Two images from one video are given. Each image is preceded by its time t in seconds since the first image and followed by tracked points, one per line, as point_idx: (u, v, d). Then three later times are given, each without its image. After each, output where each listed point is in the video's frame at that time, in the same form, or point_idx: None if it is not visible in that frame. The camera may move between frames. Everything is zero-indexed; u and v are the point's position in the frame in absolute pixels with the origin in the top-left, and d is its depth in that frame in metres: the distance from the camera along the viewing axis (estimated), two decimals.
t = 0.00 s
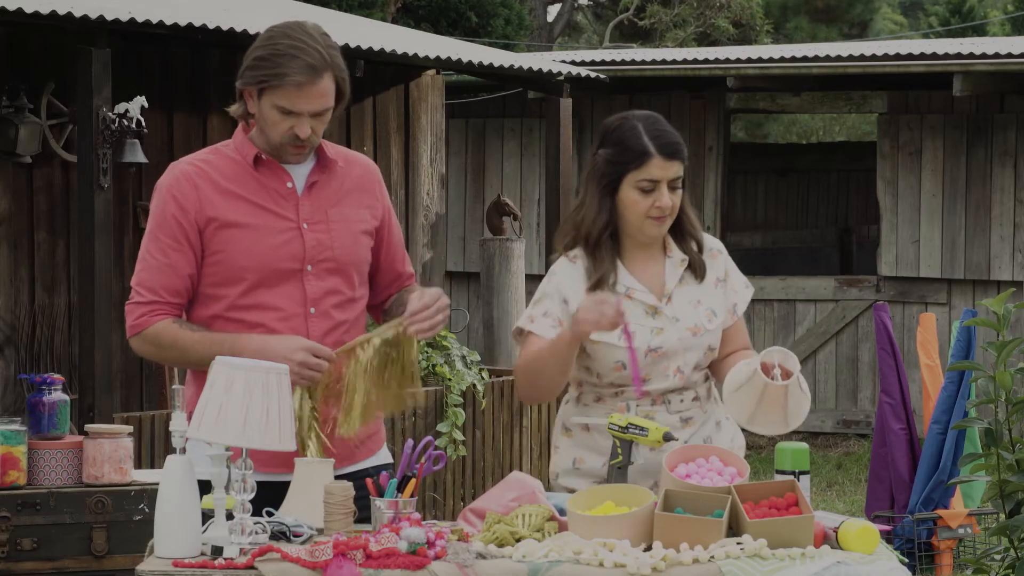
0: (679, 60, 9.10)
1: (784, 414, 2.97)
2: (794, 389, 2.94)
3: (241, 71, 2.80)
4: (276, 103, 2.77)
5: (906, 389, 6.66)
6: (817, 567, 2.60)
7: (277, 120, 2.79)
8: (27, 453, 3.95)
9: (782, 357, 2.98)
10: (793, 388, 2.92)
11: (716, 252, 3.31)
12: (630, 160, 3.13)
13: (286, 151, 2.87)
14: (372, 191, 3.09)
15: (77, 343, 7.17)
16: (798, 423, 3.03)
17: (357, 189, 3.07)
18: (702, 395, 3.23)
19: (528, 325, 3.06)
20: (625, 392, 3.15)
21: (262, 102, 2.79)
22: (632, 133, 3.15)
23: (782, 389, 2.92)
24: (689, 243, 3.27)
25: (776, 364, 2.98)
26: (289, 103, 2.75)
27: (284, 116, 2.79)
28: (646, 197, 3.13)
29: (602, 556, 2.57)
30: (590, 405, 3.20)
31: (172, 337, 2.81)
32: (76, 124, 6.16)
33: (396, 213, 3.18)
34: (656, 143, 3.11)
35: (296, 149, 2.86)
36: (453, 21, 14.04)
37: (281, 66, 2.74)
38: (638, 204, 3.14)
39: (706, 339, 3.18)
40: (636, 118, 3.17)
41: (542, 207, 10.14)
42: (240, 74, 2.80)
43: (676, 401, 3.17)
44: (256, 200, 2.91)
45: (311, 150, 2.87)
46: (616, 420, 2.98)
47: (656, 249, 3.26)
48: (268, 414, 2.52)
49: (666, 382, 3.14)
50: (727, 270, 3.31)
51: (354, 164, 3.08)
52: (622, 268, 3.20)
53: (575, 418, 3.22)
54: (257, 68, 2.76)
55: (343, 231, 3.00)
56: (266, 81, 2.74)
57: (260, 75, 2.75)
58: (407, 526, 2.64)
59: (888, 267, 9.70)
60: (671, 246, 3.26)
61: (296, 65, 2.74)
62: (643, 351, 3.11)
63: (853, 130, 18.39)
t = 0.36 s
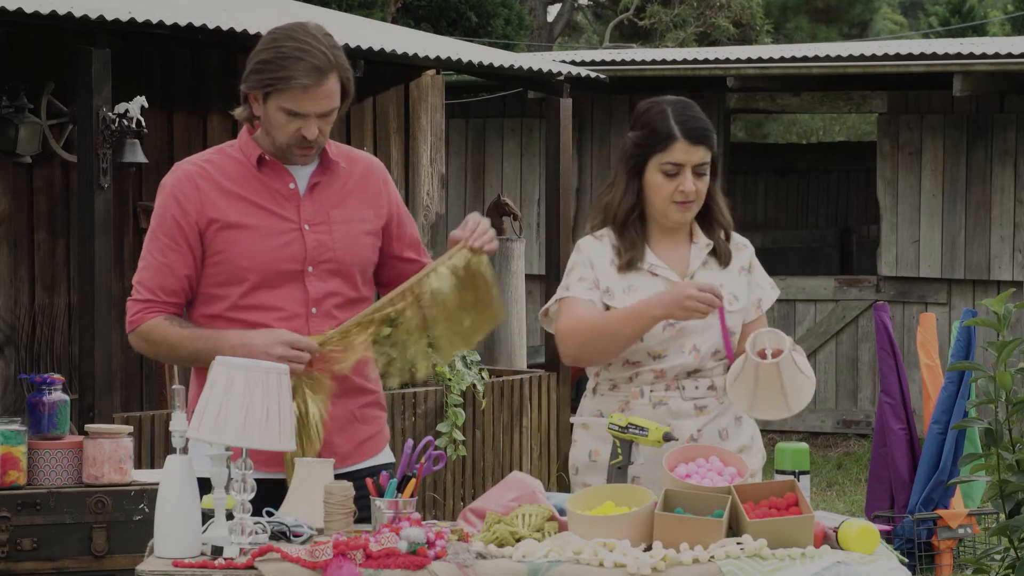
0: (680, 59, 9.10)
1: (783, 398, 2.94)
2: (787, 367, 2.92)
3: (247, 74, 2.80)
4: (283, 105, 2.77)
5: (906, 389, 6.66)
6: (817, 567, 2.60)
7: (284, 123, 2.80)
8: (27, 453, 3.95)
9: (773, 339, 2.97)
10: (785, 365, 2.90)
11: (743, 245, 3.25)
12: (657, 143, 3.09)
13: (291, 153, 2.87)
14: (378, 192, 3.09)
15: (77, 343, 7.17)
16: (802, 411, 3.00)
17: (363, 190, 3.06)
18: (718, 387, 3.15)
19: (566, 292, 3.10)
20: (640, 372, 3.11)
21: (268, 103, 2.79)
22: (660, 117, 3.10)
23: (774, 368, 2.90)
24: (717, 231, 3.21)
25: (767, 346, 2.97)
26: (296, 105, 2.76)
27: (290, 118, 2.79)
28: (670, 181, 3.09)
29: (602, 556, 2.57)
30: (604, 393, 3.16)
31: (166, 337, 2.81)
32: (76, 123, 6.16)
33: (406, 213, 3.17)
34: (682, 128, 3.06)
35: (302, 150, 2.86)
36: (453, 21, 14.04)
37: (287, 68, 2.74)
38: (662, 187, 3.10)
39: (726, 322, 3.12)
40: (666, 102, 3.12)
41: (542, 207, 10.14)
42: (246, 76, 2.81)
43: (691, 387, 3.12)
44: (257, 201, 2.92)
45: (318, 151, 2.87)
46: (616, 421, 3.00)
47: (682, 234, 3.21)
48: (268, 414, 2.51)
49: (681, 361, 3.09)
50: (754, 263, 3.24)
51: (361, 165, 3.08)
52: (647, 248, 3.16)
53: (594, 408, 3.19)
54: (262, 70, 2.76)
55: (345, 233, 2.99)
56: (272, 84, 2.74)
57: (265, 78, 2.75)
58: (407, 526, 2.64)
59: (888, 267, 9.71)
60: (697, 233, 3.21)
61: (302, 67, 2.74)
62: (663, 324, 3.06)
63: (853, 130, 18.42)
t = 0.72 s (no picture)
0: (679, 60, 9.10)
1: (776, 391, 2.93)
2: (782, 360, 2.88)
3: (234, 80, 2.80)
4: (268, 109, 2.77)
5: (906, 389, 6.66)
6: (818, 567, 2.60)
7: (271, 127, 2.79)
8: (27, 452, 3.95)
9: (770, 332, 2.93)
10: (778, 357, 2.86)
11: (753, 246, 3.22)
12: (666, 143, 3.06)
13: (280, 156, 2.86)
14: (373, 192, 3.07)
15: (77, 343, 7.18)
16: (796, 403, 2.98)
17: (358, 190, 3.05)
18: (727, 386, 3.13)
19: (580, 289, 3.06)
20: (650, 371, 3.08)
21: (255, 108, 2.79)
22: (670, 118, 3.07)
23: (767, 360, 2.87)
24: (729, 231, 3.18)
25: (763, 339, 2.93)
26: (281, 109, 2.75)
27: (276, 122, 2.78)
28: (680, 183, 3.05)
29: (602, 556, 2.57)
30: (614, 391, 3.15)
31: (157, 341, 2.81)
32: (75, 123, 6.16)
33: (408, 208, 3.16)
34: (692, 130, 3.03)
35: (291, 153, 2.85)
36: (453, 21, 14.05)
37: (271, 73, 2.73)
38: (672, 189, 3.06)
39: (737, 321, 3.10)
40: (677, 103, 3.09)
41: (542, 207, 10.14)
42: (233, 83, 2.80)
43: (701, 386, 3.10)
44: (247, 204, 2.92)
45: (307, 154, 2.86)
46: (616, 421, 3.00)
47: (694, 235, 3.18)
48: (268, 414, 2.52)
49: (692, 358, 3.07)
50: (764, 264, 3.22)
51: (357, 164, 3.06)
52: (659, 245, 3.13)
53: (604, 408, 3.17)
54: (247, 77, 2.76)
55: (337, 234, 2.99)
56: (256, 88, 2.74)
57: (250, 84, 2.75)
58: (407, 526, 2.64)
59: (888, 267, 9.71)
60: (709, 233, 3.18)
61: (286, 72, 2.73)
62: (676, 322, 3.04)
63: (852, 130, 18.43)
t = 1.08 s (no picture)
0: (680, 60, 9.10)
1: (769, 388, 2.89)
2: (774, 358, 2.85)
3: (227, 81, 2.80)
4: (262, 112, 2.77)
5: (906, 389, 6.66)
6: (818, 567, 2.60)
7: (264, 130, 2.79)
8: (27, 453, 3.95)
9: (763, 329, 2.91)
10: (771, 353, 2.84)
11: (754, 246, 3.22)
12: (666, 143, 3.06)
13: (275, 158, 2.86)
14: (366, 192, 3.09)
15: (77, 343, 7.19)
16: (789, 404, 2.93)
17: (352, 189, 3.06)
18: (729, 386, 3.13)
19: (582, 289, 3.06)
20: (651, 371, 3.08)
21: (248, 110, 2.79)
22: (669, 118, 3.06)
23: (760, 356, 2.84)
24: (730, 231, 3.18)
25: (756, 336, 2.91)
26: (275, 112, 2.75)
27: (271, 125, 2.79)
28: (680, 182, 3.05)
29: (602, 556, 2.57)
30: (615, 392, 3.15)
31: (150, 343, 2.79)
32: (76, 123, 6.16)
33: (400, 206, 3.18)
34: (690, 129, 3.02)
35: (285, 155, 2.85)
36: (453, 21, 14.05)
37: (265, 75, 2.73)
38: (672, 189, 3.06)
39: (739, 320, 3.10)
40: (675, 103, 3.08)
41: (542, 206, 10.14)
42: (226, 84, 2.80)
43: (702, 386, 3.10)
44: (243, 205, 2.92)
45: (300, 156, 2.87)
46: (616, 421, 2.99)
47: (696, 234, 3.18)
48: (268, 413, 2.52)
49: (693, 358, 3.06)
50: (766, 263, 3.21)
51: (350, 163, 3.08)
52: (660, 246, 3.13)
53: (604, 407, 3.18)
54: (240, 79, 2.76)
55: (333, 233, 3.00)
56: (250, 91, 2.74)
57: (244, 86, 2.74)
58: (407, 525, 2.64)
59: (888, 267, 9.71)
60: (710, 233, 3.17)
61: (281, 74, 2.73)
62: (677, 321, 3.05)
63: (852, 130, 18.44)
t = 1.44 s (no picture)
0: (680, 59, 9.10)
1: (767, 387, 2.89)
2: (772, 358, 2.85)
3: (231, 74, 2.79)
4: (266, 105, 2.76)
5: (906, 389, 6.66)
6: (818, 567, 2.60)
7: (268, 123, 2.79)
8: (28, 453, 3.97)
9: (762, 329, 2.90)
10: (769, 354, 2.83)
11: (754, 246, 3.22)
12: (664, 142, 3.06)
13: (277, 152, 2.86)
14: (363, 188, 3.10)
15: (77, 343, 7.19)
16: (788, 404, 2.93)
17: (351, 186, 3.08)
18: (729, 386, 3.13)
19: (581, 290, 3.06)
20: (650, 371, 3.08)
21: (252, 103, 2.78)
22: (668, 118, 3.06)
23: (758, 356, 2.84)
24: (729, 231, 3.19)
25: (755, 336, 2.90)
26: (280, 105, 2.75)
27: (274, 118, 2.78)
28: (678, 182, 3.05)
29: (602, 556, 2.57)
30: (614, 391, 3.15)
31: (147, 343, 2.79)
32: (75, 123, 6.16)
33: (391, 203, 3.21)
34: (689, 129, 3.02)
35: (287, 149, 2.85)
36: (453, 21, 14.05)
37: (271, 68, 2.72)
38: (670, 189, 3.06)
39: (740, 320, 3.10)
40: (674, 103, 3.08)
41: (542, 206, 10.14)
42: (230, 77, 2.79)
43: (701, 386, 3.10)
44: (245, 201, 2.92)
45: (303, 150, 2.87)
46: (616, 421, 2.99)
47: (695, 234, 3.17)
48: (268, 413, 2.52)
49: (693, 358, 3.06)
50: (766, 264, 3.21)
51: (347, 161, 3.09)
52: (660, 246, 3.13)
53: (604, 407, 3.18)
54: (245, 72, 2.75)
55: (335, 228, 3.01)
56: (255, 84, 2.73)
57: (249, 79, 2.74)
58: (407, 526, 2.64)
59: (888, 267, 9.70)
60: (710, 233, 3.18)
61: (287, 67, 2.73)
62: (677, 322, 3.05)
63: (852, 130, 18.44)
